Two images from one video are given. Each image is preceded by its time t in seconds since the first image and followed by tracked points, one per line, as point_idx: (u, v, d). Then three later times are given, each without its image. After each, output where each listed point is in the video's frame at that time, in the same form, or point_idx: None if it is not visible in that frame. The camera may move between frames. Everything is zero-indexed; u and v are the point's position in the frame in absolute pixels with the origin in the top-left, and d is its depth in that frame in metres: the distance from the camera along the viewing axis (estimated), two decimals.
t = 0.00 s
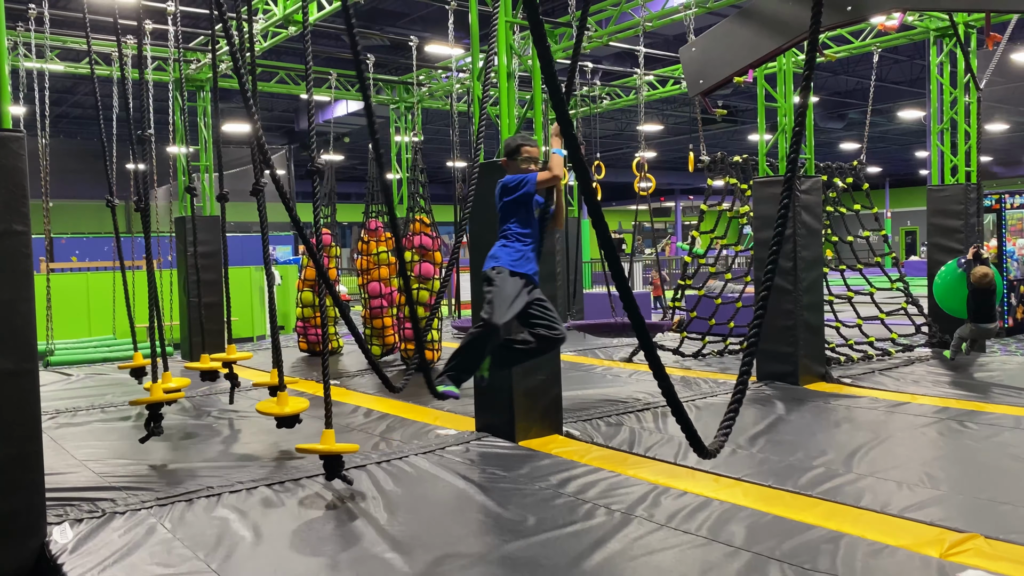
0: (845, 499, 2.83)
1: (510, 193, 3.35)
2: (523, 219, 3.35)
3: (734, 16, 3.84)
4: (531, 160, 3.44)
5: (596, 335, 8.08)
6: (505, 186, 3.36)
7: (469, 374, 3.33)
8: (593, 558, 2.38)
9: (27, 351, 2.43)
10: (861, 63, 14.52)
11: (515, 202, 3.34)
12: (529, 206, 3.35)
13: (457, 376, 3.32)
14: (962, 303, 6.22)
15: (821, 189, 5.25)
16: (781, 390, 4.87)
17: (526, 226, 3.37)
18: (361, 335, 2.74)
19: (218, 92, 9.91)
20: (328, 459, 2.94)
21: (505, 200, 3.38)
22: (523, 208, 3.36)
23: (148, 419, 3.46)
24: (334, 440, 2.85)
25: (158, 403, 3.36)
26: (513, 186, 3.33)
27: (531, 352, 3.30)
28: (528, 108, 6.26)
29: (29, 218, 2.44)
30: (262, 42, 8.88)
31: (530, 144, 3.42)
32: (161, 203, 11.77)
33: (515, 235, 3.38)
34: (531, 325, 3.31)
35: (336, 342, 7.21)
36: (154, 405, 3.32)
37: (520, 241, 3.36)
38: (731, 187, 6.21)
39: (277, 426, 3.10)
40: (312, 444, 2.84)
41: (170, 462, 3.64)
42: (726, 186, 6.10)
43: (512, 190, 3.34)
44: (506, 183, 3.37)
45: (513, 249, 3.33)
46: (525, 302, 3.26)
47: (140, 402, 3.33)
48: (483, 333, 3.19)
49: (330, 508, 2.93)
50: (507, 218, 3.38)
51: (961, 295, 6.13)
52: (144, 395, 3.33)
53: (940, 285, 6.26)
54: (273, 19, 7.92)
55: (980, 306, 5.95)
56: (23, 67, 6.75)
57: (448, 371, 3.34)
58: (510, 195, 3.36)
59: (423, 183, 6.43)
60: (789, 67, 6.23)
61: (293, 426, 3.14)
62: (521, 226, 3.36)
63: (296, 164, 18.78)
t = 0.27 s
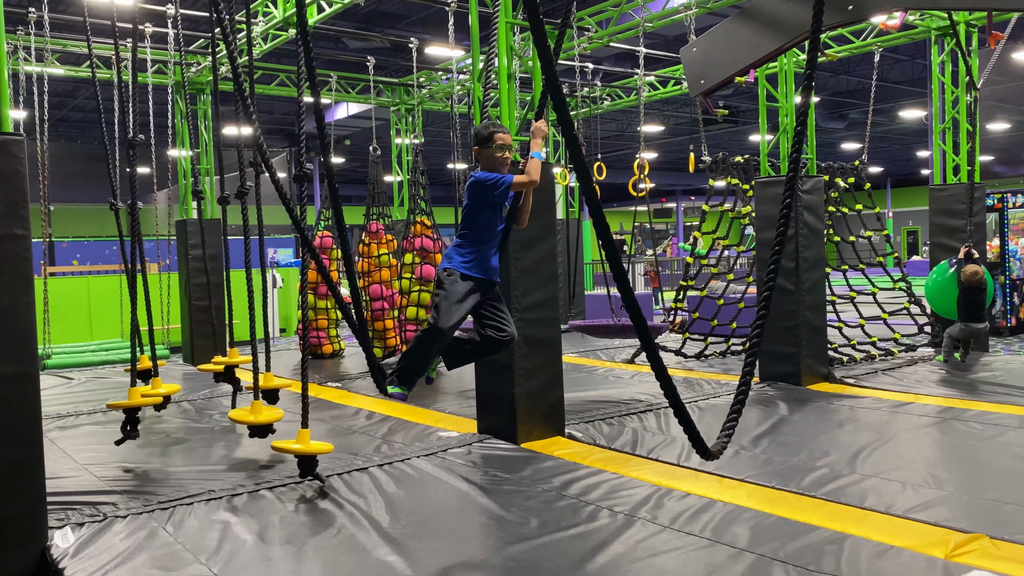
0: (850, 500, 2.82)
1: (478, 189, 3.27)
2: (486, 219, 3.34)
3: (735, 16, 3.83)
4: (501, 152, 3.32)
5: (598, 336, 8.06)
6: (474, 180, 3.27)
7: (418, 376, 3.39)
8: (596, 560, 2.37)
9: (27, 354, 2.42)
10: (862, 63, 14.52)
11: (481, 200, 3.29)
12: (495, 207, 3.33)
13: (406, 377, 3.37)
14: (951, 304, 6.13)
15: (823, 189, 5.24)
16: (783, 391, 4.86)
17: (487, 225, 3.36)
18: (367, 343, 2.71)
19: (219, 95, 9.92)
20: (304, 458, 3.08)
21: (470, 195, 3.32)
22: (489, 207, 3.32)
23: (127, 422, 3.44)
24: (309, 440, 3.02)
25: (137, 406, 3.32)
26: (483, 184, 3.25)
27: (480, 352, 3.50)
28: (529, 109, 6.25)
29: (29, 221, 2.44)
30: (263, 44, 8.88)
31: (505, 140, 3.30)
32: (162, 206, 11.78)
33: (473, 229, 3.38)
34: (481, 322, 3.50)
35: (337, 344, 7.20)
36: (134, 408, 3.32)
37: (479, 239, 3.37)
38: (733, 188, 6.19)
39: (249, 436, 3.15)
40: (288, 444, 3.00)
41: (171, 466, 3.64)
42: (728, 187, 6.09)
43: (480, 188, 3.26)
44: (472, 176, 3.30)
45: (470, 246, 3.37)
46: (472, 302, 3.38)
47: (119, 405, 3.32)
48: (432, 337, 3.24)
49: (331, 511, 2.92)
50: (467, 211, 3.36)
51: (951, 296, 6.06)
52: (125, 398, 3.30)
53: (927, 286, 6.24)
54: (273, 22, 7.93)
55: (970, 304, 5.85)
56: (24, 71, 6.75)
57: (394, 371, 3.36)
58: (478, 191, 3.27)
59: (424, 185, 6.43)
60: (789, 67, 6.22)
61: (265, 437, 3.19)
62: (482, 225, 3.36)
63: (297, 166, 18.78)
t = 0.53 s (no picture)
0: (852, 498, 2.82)
1: (476, 198, 3.25)
2: (482, 229, 3.29)
3: (736, 17, 3.84)
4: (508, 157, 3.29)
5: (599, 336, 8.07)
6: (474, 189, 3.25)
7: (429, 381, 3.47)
8: (599, 559, 2.38)
9: (31, 356, 2.43)
10: (862, 62, 14.52)
11: (477, 210, 3.26)
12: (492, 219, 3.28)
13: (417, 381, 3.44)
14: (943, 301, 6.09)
15: (824, 188, 5.24)
16: (786, 389, 4.86)
17: (482, 235, 3.33)
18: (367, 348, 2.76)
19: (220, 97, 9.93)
20: (287, 452, 3.12)
21: (467, 202, 3.30)
22: (485, 219, 3.28)
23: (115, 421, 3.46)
24: (292, 434, 3.06)
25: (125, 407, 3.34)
26: (482, 194, 3.23)
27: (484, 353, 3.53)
28: (530, 110, 6.26)
29: (33, 223, 2.45)
30: (264, 46, 8.89)
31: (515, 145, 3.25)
32: (164, 208, 11.79)
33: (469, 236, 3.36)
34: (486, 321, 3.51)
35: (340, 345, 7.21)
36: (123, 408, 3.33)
37: (474, 248, 3.36)
38: (734, 187, 6.20)
39: (221, 442, 3.20)
40: (272, 437, 3.03)
41: (174, 467, 3.65)
42: (729, 186, 6.10)
43: (478, 198, 3.25)
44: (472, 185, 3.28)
45: (463, 253, 3.37)
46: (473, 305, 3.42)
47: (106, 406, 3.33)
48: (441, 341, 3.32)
49: (334, 511, 2.93)
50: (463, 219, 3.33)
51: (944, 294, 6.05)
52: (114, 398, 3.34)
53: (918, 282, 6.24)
54: (274, 23, 7.94)
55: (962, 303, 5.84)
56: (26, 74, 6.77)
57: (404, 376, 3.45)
58: (476, 201, 3.26)
59: (425, 186, 6.43)
60: (790, 67, 6.23)
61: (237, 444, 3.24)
62: (477, 233, 3.33)
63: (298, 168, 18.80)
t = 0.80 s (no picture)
0: (852, 495, 2.84)
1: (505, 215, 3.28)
2: (514, 242, 3.33)
3: (735, 16, 3.86)
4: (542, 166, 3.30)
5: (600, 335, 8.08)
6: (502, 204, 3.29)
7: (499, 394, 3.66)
8: (601, 556, 2.40)
9: (36, 357, 2.45)
10: (862, 61, 14.55)
11: (510, 223, 3.29)
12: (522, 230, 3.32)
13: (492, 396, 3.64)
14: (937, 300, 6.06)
15: (824, 187, 5.26)
16: (786, 388, 4.88)
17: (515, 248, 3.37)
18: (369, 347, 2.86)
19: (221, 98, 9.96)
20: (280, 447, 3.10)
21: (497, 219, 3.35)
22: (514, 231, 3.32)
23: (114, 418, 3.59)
24: (288, 427, 3.07)
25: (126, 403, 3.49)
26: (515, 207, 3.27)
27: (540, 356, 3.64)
28: (530, 110, 6.28)
29: (37, 225, 2.47)
30: (264, 47, 8.91)
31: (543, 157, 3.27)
32: (165, 209, 11.82)
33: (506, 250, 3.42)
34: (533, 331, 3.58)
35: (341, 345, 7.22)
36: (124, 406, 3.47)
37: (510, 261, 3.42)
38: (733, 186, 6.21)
39: (197, 445, 3.20)
40: (267, 430, 3.04)
41: (177, 467, 3.67)
42: (728, 185, 6.11)
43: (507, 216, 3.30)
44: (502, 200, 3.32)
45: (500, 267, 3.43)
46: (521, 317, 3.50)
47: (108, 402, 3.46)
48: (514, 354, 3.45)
49: (337, 510, 2.95)
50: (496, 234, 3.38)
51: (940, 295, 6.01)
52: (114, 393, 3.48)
53: (914, 282, 6.17)
54: (274, 25, 7.96)
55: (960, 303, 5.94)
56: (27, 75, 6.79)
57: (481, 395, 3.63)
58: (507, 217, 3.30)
59: (426, 186, 6.45)
60: (788, 66, 6.24)
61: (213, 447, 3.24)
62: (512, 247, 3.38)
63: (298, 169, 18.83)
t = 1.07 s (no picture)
0: (852, 491, 2.86)
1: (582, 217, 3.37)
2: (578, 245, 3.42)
3: (735, 15, 3.87)
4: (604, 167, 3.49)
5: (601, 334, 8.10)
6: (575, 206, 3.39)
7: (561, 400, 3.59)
8: (602, 552, 2.41)
9: (39, 356, 2.46)
10: (862, 59, 14.56)
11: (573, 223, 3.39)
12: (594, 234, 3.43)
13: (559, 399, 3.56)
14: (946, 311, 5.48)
15: (824, 185, 5.26)
16: (786, 385, 4.90)
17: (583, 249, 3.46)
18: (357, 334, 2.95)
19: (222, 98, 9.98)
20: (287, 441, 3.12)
21: (565, 215, 3.39)
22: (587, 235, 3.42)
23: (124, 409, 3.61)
24: (293, 423, 3.04)
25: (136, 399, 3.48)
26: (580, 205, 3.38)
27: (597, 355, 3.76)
28: (529, 108, 6.30)
29: (40, 224, 2.48)
30: (265, 47, 8.93)
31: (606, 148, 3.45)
32: (166, 209, 11.84)
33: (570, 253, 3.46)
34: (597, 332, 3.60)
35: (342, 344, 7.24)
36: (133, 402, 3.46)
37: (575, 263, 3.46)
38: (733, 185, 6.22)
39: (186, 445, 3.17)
40: (273, 426, 3.02)
41: (180, 465, 3.68)
42: (728, 183, 6.12)
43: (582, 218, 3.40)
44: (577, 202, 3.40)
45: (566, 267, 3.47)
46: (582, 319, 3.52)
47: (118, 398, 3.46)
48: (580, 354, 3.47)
49: (339, 507, 2.97)
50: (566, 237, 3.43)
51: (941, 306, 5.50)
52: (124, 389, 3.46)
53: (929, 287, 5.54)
54: (275, 25, 7.97)
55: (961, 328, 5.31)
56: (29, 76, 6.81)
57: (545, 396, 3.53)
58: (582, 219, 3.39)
59: (427, 186, 6.46)
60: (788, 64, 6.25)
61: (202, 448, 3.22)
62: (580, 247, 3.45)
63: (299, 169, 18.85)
